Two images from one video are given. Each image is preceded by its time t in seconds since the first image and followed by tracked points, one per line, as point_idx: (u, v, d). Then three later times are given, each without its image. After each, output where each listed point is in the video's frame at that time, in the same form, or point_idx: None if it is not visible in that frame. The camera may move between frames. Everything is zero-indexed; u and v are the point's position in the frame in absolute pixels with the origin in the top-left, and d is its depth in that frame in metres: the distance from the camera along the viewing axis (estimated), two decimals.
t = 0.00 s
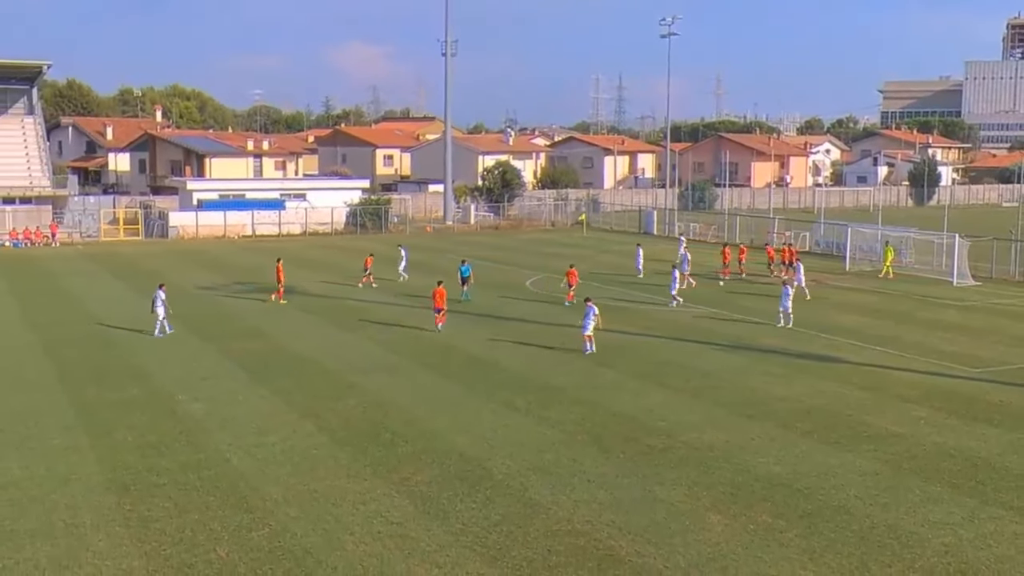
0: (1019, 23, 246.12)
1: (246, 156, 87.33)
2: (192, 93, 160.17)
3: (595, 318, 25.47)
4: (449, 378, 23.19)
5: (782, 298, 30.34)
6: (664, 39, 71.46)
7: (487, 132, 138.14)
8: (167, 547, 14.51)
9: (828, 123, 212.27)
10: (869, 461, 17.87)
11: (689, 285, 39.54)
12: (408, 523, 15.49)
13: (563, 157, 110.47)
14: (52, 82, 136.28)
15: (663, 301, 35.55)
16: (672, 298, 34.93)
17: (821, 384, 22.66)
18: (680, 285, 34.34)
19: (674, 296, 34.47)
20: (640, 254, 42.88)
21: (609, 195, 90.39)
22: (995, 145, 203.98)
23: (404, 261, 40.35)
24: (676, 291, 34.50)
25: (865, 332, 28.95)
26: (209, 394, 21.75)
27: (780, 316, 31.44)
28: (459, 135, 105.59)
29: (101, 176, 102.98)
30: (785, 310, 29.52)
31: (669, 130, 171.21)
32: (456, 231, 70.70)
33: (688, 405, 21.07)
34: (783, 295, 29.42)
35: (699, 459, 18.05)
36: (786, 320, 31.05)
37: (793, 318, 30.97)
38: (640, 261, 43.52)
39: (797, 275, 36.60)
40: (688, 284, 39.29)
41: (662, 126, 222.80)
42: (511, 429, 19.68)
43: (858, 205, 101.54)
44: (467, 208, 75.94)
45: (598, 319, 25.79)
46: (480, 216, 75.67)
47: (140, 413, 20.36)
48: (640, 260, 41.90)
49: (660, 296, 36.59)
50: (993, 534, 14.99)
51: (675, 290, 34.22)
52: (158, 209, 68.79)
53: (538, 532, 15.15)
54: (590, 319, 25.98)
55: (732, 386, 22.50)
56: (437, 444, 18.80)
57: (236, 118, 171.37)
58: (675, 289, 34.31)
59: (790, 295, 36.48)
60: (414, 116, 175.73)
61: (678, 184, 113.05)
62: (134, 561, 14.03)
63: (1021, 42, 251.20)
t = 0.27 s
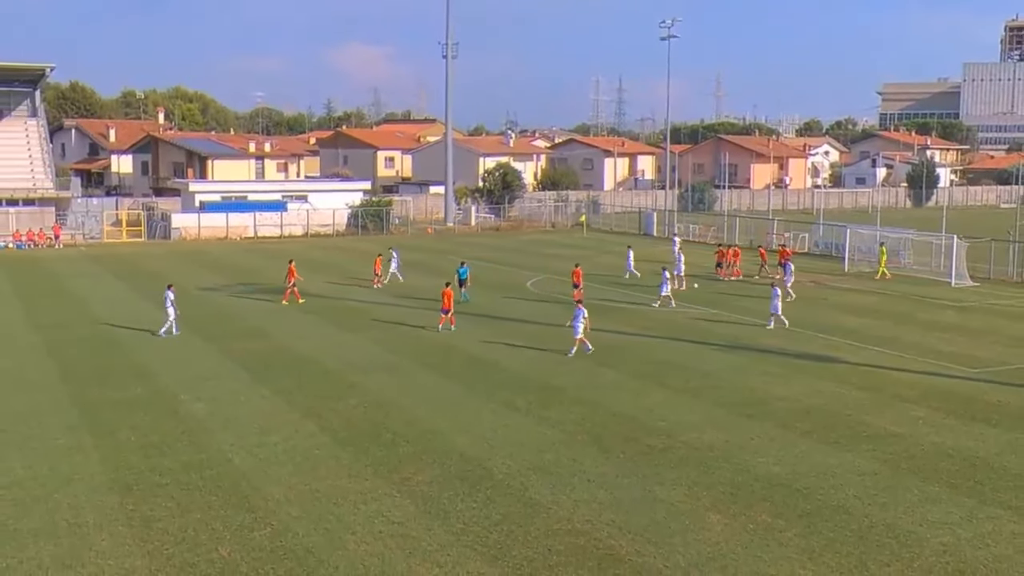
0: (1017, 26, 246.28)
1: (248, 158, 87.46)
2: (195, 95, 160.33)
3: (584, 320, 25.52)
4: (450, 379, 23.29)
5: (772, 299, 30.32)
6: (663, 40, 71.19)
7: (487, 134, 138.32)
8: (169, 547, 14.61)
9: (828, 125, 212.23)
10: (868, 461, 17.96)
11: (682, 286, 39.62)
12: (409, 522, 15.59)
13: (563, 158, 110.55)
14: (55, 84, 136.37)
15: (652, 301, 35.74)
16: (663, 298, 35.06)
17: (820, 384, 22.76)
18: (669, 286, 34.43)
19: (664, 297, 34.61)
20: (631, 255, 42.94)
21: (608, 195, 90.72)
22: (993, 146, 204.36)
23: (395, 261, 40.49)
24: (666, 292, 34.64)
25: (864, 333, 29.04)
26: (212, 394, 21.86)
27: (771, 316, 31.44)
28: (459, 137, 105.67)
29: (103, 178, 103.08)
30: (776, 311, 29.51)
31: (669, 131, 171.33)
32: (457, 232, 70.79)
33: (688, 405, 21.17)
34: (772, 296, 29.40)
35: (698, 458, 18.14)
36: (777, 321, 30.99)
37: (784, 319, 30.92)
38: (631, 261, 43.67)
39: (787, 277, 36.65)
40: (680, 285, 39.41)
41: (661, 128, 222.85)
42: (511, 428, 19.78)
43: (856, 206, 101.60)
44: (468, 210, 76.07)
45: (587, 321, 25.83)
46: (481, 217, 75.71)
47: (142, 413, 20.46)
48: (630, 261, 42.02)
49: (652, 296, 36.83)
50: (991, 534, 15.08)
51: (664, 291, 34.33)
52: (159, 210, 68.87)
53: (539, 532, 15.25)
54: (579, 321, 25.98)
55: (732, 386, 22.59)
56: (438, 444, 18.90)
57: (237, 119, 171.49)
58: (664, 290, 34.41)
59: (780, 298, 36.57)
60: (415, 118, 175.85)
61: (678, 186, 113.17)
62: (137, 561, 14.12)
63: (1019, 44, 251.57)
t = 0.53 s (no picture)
0: (1015, 27, 246.36)
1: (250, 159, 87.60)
2: (196, 96, 160.48)
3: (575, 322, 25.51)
4: (451, 379, 23.36)
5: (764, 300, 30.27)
6: (663, 42, 70.47)
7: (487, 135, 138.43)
8: (171, 546, 14.68)
9: (827, 126, 212.18)
10: (867, 460, 18.02)
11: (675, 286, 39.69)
12: (410, 522, 15.66)
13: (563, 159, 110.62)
14: (57, 86, 136.41)
15: (644, 301, 35.84)
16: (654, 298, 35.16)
17: (819, 384, 22.82)
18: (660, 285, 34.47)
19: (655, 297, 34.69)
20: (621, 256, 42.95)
21: (608, 194, 91.90)
22: (991, 147, 204.58)
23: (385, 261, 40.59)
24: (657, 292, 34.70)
25: (863, 333, 29.10)
26: (213, 394, 21.93)
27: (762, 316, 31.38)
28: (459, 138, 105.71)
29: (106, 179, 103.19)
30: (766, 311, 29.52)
31: (669, 132, 171.46)
32: (457, 233, 70.84)
33: (687, 405, 21.24)
34: (763, 297, 29.39)
35: (698, 458, 18.21)
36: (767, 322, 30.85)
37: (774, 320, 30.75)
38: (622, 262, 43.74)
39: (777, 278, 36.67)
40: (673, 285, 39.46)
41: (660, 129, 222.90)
42: (511, 428, 19.85)
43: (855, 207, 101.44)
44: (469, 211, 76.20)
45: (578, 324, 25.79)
46: (482, 218, 75.70)
47: (144, 413, 20.54)
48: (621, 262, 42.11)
49: (642, 296, 36.98)
50: (989, 533, 15.14)
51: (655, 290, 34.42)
52: (161, 211, 68.94)
53: (539, 532, 15.32)
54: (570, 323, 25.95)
55: (732, 386, 22.65)
56: (439, 444, 18.97)
57: (239, 121, 171.58)
58: (655, 290, 34.47)
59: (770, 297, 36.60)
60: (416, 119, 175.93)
61: (678, 186, 113.24)
62: (139, 561, 14.18)
63: (1018, 45, 251.80)
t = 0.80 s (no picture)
0: (1013, 28, 246.57)
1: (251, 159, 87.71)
2: (197, 97, 160.60)
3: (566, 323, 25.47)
4: (451, 378, 23.41)
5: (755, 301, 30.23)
6: (662, 42, 69.80)
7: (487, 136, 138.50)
8: (172, 546, 14.73)
9: (826, 126, 212.12)
10: (866, 460, 18.08)
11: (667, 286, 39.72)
12: (411, 521, 15.72)
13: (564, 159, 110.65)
14: (59, 86, 136.44)
15: (637, 301, 35.90)
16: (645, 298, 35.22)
17: (819, 384, 22.88)
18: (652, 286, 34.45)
19: (647, 297, 34.74)
20: (612, 257, 42.93)
21: (608, 194, 93.08)
22: (989, 147, 204.88)
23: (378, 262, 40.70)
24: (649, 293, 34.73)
25: (863, 333, 29.13)
26: (214, 394, 22.00)
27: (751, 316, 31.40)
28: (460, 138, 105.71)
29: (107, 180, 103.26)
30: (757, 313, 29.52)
31: (668, 133, 171.60)
32: (457, 234, 70.87)
33: (687, 404, 21.30)
34: (753, 299, 29.40)
35: (697, 458, 18.27)
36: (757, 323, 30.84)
37: (763, 320, 30.71)
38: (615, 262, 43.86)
39: (769, 278, 36.66)
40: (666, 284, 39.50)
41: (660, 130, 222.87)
42: (512, 428, 19.91)
43: (853, 208, 101.46)
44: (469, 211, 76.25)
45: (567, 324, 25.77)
46: (482, 218, 75.65)
47: (145, 412, 20.60)
48: (613, 262, 42.19)
49: (635, 296, 37.04)
50: (987, 533, 15.19)
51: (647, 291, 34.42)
52: (162, 211, 68.98)
53: (539, 531, 15.37)
54: (561, 324, 25.90)
55: (732, 385, 22.71)
56: (439, 443, 19.03)
57: (240, 121, 171.64)
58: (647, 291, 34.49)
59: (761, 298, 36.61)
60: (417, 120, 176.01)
61: (678, 187, 113.29)
62: (140, 560, 14.23)
63: (1016, 46, 252.18)
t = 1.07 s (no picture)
0: (1012, 30, 246.64)
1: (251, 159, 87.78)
2: (198, 97, 160.67)
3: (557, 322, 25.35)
4: (451, 378, 23.47)
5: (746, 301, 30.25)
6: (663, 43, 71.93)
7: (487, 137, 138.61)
8: (173, 545, 14.77)
9: (825, 127, 212.12)
10: (866, 460, 18.12)
11: (661, 285, 39.79)
12: (411, 521, 15.75)
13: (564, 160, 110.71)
14: (60, 86, 136.52)
15: (631, 301, 35.96)
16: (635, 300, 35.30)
17: (818, 384, 22.92)
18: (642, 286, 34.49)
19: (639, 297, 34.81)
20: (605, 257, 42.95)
21: (607, 194, 93.59)
22: (988, 148, 204.77)
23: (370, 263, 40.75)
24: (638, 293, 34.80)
25: (862, 333, 29.17)
26: (215, 393, 22.03)
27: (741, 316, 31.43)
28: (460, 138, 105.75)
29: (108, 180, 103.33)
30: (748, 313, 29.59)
31: (668, 133, 171.49)
32: (457, 234, 70.92)
33: (687, 404, 21.34)
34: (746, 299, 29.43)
35: (697, 457, 18.31)
36: (747, 322, 30.89)
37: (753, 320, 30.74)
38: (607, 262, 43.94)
39: (764, 279, 36.72)
40: (659, 284, 39.56)
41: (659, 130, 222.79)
42: (511, 428, 19.96)
43: (852, 208, 101.38)
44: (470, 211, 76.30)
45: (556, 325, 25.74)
46: (482, 218, 75.67)
47: (146, 412, 20.63)
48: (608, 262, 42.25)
49: (629, 296, 37.09)
50: (985, 532, 15.24)
51: (636, 292, 34.48)
52: (163, 211, 69.02)
53: (539, 530, 15.41)
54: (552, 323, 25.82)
55: (731, 386, 22.75)
56: (439, 443, 19.07)
57: (241, 121, 171.75)
58: (637, 291, 34.54)
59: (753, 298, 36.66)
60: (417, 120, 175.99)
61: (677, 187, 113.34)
62: (141, 559, 14.28)
63: (1015, 47, 252.16)
